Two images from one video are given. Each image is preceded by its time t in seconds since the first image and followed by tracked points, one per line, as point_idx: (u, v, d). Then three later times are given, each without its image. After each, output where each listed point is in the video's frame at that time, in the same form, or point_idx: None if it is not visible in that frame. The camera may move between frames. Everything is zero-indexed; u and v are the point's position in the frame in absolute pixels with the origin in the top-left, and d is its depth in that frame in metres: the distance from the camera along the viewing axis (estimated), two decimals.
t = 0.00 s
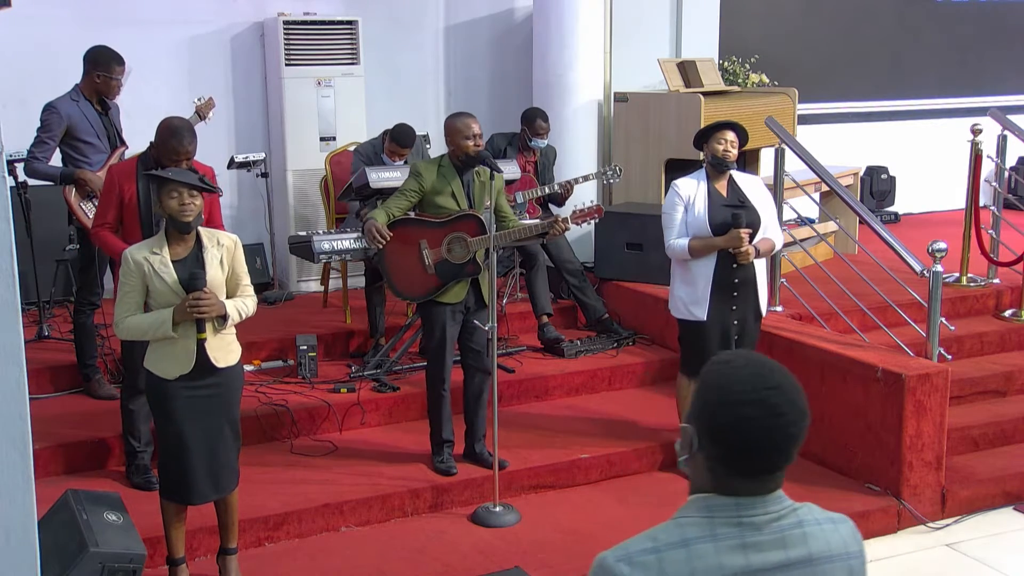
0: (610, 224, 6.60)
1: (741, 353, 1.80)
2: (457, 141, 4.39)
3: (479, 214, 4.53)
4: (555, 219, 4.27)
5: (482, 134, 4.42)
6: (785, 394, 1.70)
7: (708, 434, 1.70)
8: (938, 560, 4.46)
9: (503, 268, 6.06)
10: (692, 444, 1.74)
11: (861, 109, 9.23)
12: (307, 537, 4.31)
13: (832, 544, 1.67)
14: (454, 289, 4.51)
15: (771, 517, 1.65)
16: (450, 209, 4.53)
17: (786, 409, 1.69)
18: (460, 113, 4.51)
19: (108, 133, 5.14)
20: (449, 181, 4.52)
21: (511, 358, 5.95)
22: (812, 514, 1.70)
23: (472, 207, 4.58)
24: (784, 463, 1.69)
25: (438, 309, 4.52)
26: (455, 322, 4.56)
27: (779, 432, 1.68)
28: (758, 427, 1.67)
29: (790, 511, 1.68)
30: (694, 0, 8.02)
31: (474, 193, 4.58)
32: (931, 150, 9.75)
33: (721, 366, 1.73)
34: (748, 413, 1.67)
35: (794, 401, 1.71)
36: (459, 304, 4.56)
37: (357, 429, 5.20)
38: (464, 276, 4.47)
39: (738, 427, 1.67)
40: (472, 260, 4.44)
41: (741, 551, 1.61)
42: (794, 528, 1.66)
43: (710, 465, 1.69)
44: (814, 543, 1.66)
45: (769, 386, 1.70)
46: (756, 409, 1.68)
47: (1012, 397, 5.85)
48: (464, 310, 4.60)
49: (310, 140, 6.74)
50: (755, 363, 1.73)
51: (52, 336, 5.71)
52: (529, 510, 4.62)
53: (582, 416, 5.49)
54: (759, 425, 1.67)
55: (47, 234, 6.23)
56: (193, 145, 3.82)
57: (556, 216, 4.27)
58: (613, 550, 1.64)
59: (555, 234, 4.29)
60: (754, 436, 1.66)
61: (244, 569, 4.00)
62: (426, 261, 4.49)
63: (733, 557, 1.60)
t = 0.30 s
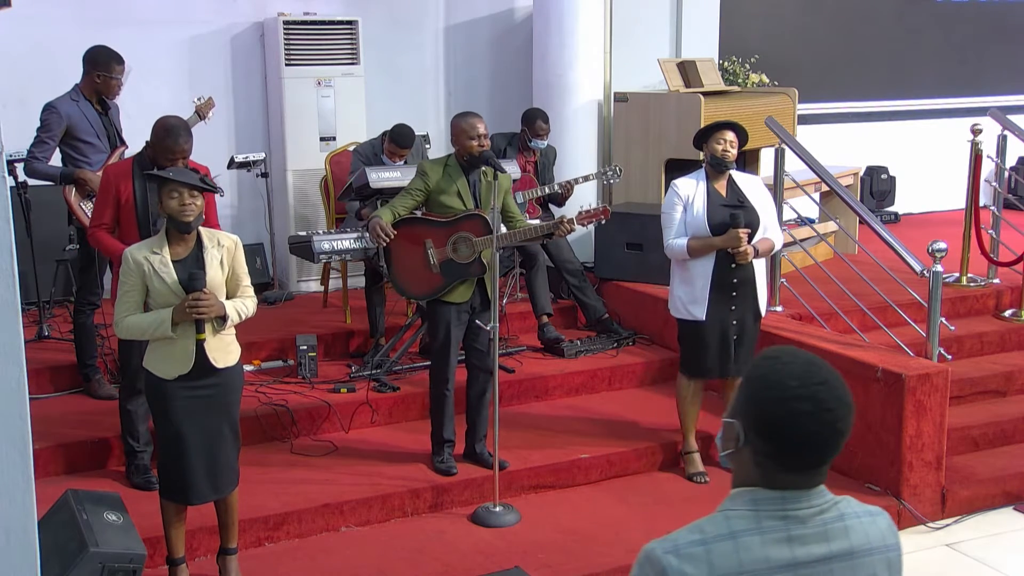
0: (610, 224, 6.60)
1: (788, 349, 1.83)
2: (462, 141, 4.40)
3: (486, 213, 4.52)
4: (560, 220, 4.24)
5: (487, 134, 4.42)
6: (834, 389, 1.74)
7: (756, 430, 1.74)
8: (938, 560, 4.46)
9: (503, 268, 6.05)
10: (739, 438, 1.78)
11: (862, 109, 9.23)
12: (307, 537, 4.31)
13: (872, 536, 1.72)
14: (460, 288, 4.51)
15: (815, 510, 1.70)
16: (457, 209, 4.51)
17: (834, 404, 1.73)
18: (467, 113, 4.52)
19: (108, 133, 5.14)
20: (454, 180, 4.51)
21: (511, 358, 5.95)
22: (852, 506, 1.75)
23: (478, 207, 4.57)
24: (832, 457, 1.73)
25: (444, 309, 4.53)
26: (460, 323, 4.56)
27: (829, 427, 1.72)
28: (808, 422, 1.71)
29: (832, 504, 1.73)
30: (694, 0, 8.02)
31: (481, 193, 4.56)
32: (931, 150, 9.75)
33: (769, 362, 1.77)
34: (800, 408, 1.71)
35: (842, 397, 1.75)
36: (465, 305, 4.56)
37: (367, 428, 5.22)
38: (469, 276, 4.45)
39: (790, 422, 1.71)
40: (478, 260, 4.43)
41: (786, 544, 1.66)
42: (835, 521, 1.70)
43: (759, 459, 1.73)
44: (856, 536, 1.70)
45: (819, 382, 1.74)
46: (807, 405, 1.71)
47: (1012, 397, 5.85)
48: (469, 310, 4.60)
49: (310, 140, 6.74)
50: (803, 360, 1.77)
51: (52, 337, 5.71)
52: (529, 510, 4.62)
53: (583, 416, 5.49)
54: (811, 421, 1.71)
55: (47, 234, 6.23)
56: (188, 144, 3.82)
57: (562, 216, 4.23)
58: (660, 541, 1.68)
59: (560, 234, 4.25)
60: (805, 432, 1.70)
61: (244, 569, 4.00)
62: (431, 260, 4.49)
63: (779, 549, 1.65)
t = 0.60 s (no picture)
0: (610, 224, 6.59)
1: (810, 347, 1.88)
2: (465, 141, 4.40)
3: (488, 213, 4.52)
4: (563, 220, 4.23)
5: (489, 133, 4.42)
6: (861, 383, 1.79)
7: (785, 427, 1.78)
8: (938, 560, 4.46)
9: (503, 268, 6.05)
10: (766, 437, 1.82)
11: (862, 109, 9.23)
12: (306, 537, 4.31)
13: (897, 529, 1.76)
14: (461, 288, 4.51)
15: (843, 504, 1.74)
16: (460, 209, 4.52)
17: (862, 398, 1.78)
18: (470, 113, 4.51)
19: (109, 133, 5.14)
20: (457, 179, 4.52)
21: (511, 358, 5.95)
22: (877, 500, 1.80)
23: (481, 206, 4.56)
24: (860, 451, 1.77)
25: (447, 309, 4.53)
26: (464, 322, 4.56)
27: (858, 420, 1.76)
28: (838, 417, 1.75)
29: (859, 498, 1.77)
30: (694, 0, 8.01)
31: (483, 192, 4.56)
32: (931, 150, 9.75)
33: (794, 361, 1.82)
34: (830, 403, 1.76)
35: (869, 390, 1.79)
36: (468, 305, 4.55)
37: (362, 429, 5.21)
38: (472, 275, 4.45)
39: (819, 418, 1.75)
40: (481, 260, 4.43)
41: (817, 538, 1.71)
42: (863, 515, 1.75)
43: (788, 456, 1.77)
44: (883, 529, 1.75)
45: (846, 376, 1.78)
46: (837, 400, 1.76)
47: (1012, 397, 5.85)
48: (473, 310, 4.59)
49: (310, 140, 6.74)
50: (829, 356, 1.81)
51: (52, 336, 5.71)
52: (529, 510, 4.62)
53: (583, 416, 5.49)
54: (839, 415, 1.76)
55: (47, 234, 6.23)
56: (185, 143, 3.82)
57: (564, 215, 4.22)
58: (695, 538, 1.73)
59: (563, 234, 4.25)
60: (835, 427, 1.75)
61: (243, 569, 4.00)
62: (434, 260, 4.49)
63: (810, 543, 1.70)
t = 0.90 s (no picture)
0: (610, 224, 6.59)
1: (799, 347, 1.88)
2: (466, 141, 4.40)
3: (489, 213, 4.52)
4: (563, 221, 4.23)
5: (491, 133, 4.42)
6: (852, 384, 1.79)
7: (779, 429, 1.78)
8: (938, 559, 4.46)
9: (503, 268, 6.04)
10: (758, 440, 1.82)
11: (862, 109, 9.23)
12: (306, 537, 4.31)
13: (890, 529, 1.77)
14: (461, 289, 4.52)
15: (835, 506, 1.75)
16: (461, 209, 4.52)
17: (854, 398, 1.78)
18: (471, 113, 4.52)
19: (109, 133, 5.14)
20: (458, 179, 4.52)
21: (511, 358, 5.95)
22: (868, 501, 1.80)
23: (483, 206, 4.56)
24: (854, 451, 1.78)
25: (447, 309, 4.53)
26: (464, 322, 4.56)
27: (852, 421, 1.77)
28: (831, 418, 1.76)
29: (850, 499, 1.78)
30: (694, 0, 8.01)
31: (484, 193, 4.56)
32: (931, 150, 9.75)
33: (786, 362, 1.81)
34: (823, 405, 1.76)
35: (860, 391, 1.80)
36: (469, 305, 4.56)
37: (360, 429, 5.20)
38: (472, 275, 4.46)
39: (811, 421, 1.76)
40: (481, 259, 4.43)
41: (809, 539, 1.71)
42: (855, 516, 1.76)
43: (782, 459, 1.77)
44: (875, 530, 1.75)
45: (838, 377, 1.79)
46: (830, 402, 1.76)
47: (1012, 397, 5.85)
48: (474, 310, 4.59)
49: (310, 140, 6.74)
50: (820, 357, 1.81)
51: (52, 336, 5.71)
52: (528, 510, 4.62)
53: (583, 416, 5.49)
54: (832, 416, 1.76)
55: (47, 234, 6.23)
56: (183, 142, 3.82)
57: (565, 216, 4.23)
58: (688, 542, 1.73)
59: (564, 235, 4.25)
60: (829, 428, 1.75)
61: (243, 569, 4.01)
62: (435, 259, 4.48)
63: (803, 545, 1.70)
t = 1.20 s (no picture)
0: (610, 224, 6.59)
1: (762, 351, 1.84)
2: (466, 141, 4.40)
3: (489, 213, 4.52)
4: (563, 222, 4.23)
5: (491, 133, 4.41)
6: (814, 389, 1.75)
7: (740, 434, 1.73)
8: (938, 560, 4.46)
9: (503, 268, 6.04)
10: (720, 445, 1.76)
11: (862, 109, 9.23)
12: (306, 537, 4.31)
13: (857, 535, 1.72)
14: (462, 288, 4.51)
15: (799, 511, 1.70)
16: (461, 209, 4.52)
17: (817, 404, 1.74)
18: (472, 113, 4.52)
19: (110, 133, 5.14)
20: (458, 179, 4.52)
21: (511, 358, 5.95)
22: (835, 506, 1.75)
23: (483, 206, 4.56)
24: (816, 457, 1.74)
25: (448, 309, 4.53)
26: (465, 321, 4.55)
27: (812, 427, 1.73)
28: (794, 424, 1.71)
29: (816, 504, 1.73)
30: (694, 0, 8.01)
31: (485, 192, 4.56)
32: (931, 150, 9.75)
33: (748, 366, 1.77)
34: (785, 411, 1.72)
35: (822, 396, 1.76)
36: (469, 304, 4.55)
37: (366, 428, 5.22)
38: (472, 275, 4.45)
39: (772, 427, 1.71)
40: (481, 259, 4.42)
41: (771, 545, 1.66)
42: (820, 521, 1.71)
43: (743, 465, 1.73)
44: (841, 536, 1.70)
45: (800, 383, 1.75)
46: (792, 408, 1.72)
47: (1012, 397, 5.85)
48: (474, 310, 4.59)
49: (311, 140, 6.74)
50: (781, 362, 1.77)
51: (52, 336, 5.71)
52: (528, 510, 4.62)
53: (583, 416, 5.49)
54: (794, 422, 1.72)
55: (47, 234, 6.23)
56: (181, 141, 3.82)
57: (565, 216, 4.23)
58: (646, 546, 1.67)
59: (564, 234, 4.25)
60: (790, 435, 1.71)
61: (243, 569, 4.00)
62: (435, 259, 4.48)
63: (765, 551, 1.65)
